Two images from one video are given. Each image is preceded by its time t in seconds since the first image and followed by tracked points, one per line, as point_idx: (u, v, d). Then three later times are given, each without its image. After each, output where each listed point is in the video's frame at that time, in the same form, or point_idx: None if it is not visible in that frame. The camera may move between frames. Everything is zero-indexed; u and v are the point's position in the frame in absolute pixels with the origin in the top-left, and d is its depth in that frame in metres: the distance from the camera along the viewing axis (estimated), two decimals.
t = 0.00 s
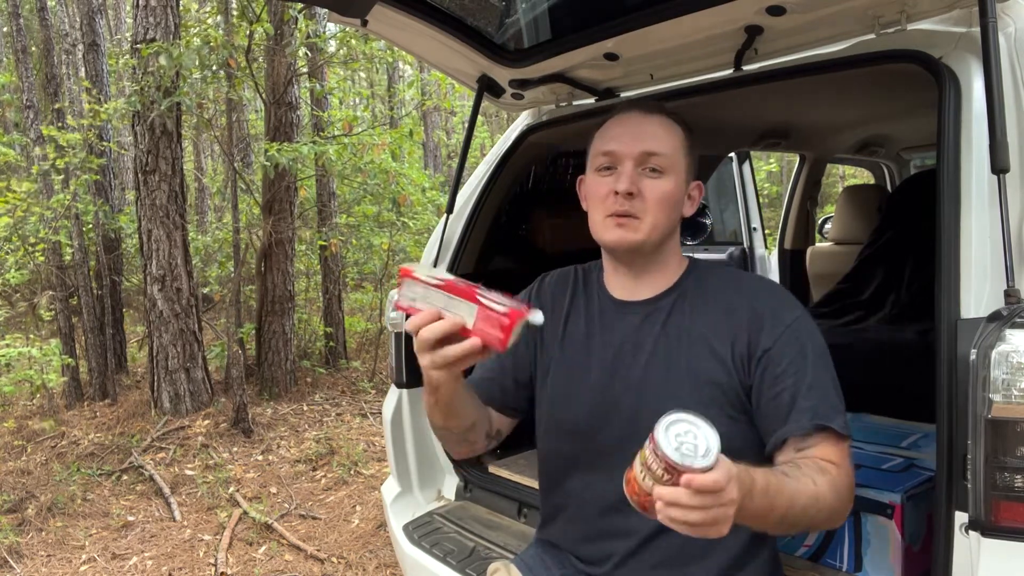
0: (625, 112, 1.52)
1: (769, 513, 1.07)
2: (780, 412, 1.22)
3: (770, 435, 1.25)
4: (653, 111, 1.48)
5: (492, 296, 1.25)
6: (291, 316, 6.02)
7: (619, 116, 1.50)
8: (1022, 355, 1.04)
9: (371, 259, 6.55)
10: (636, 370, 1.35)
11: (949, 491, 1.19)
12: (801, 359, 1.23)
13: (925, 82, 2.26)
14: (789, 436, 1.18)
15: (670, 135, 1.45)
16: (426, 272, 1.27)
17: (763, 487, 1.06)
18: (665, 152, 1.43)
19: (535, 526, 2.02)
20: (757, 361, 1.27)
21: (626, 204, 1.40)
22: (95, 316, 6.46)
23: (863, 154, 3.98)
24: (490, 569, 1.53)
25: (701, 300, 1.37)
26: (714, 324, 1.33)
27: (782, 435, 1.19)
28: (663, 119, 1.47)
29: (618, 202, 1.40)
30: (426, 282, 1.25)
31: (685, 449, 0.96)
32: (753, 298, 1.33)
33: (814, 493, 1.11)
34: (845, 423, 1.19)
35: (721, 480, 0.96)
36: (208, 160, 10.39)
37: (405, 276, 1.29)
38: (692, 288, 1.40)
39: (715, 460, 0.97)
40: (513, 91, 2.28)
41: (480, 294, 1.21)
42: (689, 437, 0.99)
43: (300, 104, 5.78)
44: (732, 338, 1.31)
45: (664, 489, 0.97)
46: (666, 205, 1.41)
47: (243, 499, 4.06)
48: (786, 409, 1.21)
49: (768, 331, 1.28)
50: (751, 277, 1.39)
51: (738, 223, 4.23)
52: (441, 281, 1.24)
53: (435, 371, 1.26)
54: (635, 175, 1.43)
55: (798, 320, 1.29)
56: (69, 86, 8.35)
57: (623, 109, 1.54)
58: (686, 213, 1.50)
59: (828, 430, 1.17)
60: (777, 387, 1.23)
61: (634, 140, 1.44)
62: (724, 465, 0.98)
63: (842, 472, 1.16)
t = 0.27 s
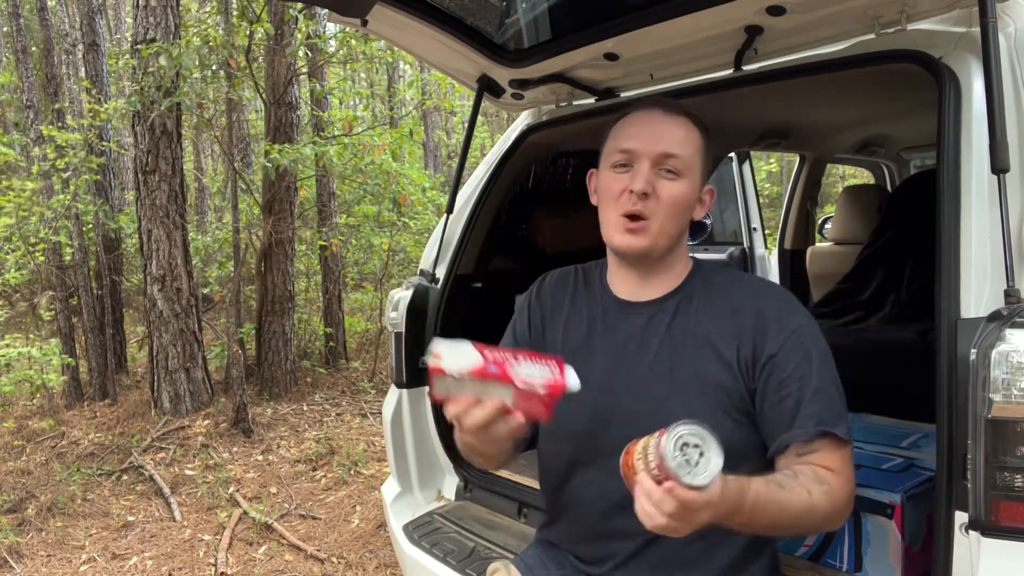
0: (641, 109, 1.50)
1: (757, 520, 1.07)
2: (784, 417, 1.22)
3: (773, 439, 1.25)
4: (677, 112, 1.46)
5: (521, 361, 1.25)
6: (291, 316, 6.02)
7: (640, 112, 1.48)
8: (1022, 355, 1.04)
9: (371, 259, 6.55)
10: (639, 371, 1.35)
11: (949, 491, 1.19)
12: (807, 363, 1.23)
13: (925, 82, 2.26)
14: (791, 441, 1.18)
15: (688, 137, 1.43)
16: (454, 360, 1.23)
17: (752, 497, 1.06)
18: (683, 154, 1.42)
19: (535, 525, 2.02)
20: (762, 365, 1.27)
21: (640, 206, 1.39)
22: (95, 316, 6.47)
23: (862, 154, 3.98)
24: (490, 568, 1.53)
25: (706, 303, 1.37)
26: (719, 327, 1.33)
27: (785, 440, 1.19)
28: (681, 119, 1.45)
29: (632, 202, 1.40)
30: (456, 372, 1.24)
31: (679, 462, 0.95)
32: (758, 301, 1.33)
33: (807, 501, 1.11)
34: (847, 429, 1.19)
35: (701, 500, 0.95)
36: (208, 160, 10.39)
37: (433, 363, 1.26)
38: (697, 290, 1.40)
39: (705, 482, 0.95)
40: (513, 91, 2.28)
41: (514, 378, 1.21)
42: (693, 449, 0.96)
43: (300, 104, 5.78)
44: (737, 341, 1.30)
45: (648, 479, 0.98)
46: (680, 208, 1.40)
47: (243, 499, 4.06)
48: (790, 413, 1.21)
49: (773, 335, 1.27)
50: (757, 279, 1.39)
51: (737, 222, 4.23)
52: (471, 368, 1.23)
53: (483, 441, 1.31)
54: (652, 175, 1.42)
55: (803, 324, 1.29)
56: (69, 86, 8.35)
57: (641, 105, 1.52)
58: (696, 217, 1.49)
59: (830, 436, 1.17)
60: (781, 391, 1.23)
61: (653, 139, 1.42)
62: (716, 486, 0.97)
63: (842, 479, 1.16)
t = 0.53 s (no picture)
0: (649, 110, 1.49)
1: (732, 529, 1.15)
2: (786, 425, 1.22)
3: (776, 445, 1.26)
4: (686, 115, 1.45)
5: (558, 446, 1.20)
6: (291, 316, 6.02)
7: (650, 113, 1.47)
8: (1022, 355, 1.03)
9: (371, 259, 6.55)
10: (642, 375, 1.35)
11: (949, 491, 1.18)
12: (810, 371, 1.22)
13: (926, 82, 2.26)
14: (793, 450, 1.20)
15: (696, 141, 1.43)
16: (489, 463, 1.20)
17: (723, 508, 1.14)
18: (692, 158, 1.42)
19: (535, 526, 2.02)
20: (764, 371, 1.26)
21: (648, 211, 1.39)
22: (95, 316, 6.46)
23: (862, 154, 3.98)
24: (490, 568, 1.51)
25: (709, 307, 1.36)
26: (722, 332, 1.32)
27: (786, 449, 1.21)
28: (689, 122, 1.44)
29: (639, 205, 1.40)
30: (493, 475, 1.20)
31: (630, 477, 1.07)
32: (761, 307, 1.31)
33: (791, 513, 1.16)
34: (852, 436, 1.20)
35: (643, 513, 1.06)
36: (208, 160, 10.39)
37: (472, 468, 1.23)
38: (702, 294, 1.39)
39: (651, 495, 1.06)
40: (513, 90, 2.28)
41: (548, 472, 1.16)
42: (636, 466, 1.08)
43: (300, 104, 5.78)
44: (739, 346, 1.29)
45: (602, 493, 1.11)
46: (685, 213, 1.40)
47: (243, 499, 4.06)
48: (793, 420, 1.21)
49: (776, 343, 1.26)
50: (759, 284, 1.38)
51: (738, 222, 4.23)
52: (507, 469, 1.19)
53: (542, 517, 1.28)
54: (659, 179, 1.41)
55: (808, 330, 1.27)
56: (69, 86, 8.35)
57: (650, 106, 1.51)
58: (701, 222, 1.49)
59: (832, 444, 1.18)
60: (784, 399, 1.22)
61: (664, 142, 1.42)
62: (665, 499, 1.06)
63: (838, 492, 1.18)
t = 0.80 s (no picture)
0: (661, 112, 1.50)
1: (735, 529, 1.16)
2: (790, 422, 1.23)
3: (782, 442, 1.26)
4: (700, 118, 1.45)
5: (554, 463, 1.21)
6: (291, 316, 6.02)
7: (665, 113, 1.47)
8: (1022, 355, 1.03)
9: (371, 259, 6.56)
10: (647, 373, 1.35)
11: (949, 491, 1.19)
12: (814, 368, 1.23)
13: (926, 82, 2.26)
14: (799, 446, 1.21)
15: (710, 144, 1.43)
16: (487, 483, 1.20)
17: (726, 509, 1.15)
18: (706, 161, 1.42)
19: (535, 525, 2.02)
20: (768, 369, 1.26)
21: (659, 210, 1.39)
22: (95, 316, 6.46)
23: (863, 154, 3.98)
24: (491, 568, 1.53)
25: (713, 305, 1.36)
26: (726, 330, 1.32)
27: (791, 445, 1.22)
28: (704, 126, 1.44)
29: (650, 205, 1.40)
30: (491, 494, 1.20)
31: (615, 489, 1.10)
32: (764, 305, 1.32)
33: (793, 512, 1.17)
34: (858, 433, 1.20)
35: (639, 522, 1.08)
36: (208, 160, 10.38)
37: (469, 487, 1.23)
38: (706, 292, 1.39)
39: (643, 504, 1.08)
40: (513, 90, 2.28)
41: (545, 490, 1.17)
42: (630, 478, 1.10)
43: (300, 104, 5.78)
44: (743, 344, 1.29)
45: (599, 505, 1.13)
46: (694, 216, 1.40)
47: (243, 499, 4.06)
48: (798, 417, 1.22)
49: (780, 342, 1.26)
50: (764, 282, 1.38)
51: (738, 223, 4.23)
52: (505, 488, 1.20)
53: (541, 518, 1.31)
54: (672, 180, 1.41)
55: (811, 328, 1.27)
56: (70, 86, 8.35)
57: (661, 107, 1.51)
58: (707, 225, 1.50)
59: (837, 440, 1.19)
60: (788, 397, 1.23)
61: (679, 143, 1.42)
62: (659, 509, 1.08)
63: (841, 490, 1.19)
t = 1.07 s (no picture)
0: (659, 113, 1.50)
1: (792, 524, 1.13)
2: (806, 414, 1.23)
3: (794, 434, 1.26)
4: (698, 120, 1.45)
5: (484, 431, 1.40)
6: (291, 316, 6.02)
7: (663, 115, 1.47)
8: (1022, 356, 1.03)
9: (370, 259, 6.56)
10: (649, 369, 1.35)
11: (949, 492, 1.18)
12: (819, 361, 1.23)
13: (925, 82, 2.26)
14: (817, 436, 1.20)
15: (709, 145, 1.43)
16: (423, 427, 1.39)
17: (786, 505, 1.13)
18: (705, 163, 1.42)
19: (535, 526, 2.02)
20: (773, 362, 1.26)
21: (660, 213, 1.39)
22: (95, 316, 6.46)
23: (862, 154, 3.98)
24: (491, 568, 1.54)
25: (716, 299, 1.36)
26: (729, 324, 1.32)
27: (808, 436, 1.21)
28: (703, 128, 1.44)
29: (651, 208, 1.40)
30: (423, 441, 1.39)
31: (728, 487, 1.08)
32: (766, 298, 1.32)
33: (836, 499, 1.16)
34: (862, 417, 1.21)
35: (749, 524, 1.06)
36: (208, 160, 10.38)
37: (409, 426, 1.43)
38: (708, 287, 1.39)
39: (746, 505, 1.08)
40: (513, 91, 2.28)
41: (470, 455, 1.36)
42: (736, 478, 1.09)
43: (300, 104, 5.79)
44: (746, 338, 1.29)
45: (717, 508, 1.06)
46: (695, 218, 1.41)
47: (243, 499, 4.06)
48: (810, 408, 1.22)
49: (782, 337, 1.26)
50: (765, 276, 1.38)
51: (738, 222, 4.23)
52: (437, 440, 1.38)
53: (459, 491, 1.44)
54: (672, 183, 1.42)
55: (815, 320, 1.27)
56: (70, 86, 8.35)
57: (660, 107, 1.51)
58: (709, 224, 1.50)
59: (851, 425, 1.20)
60: (800, 387, 1.23)
61: (678, 146, 1.42)
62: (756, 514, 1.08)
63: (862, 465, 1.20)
